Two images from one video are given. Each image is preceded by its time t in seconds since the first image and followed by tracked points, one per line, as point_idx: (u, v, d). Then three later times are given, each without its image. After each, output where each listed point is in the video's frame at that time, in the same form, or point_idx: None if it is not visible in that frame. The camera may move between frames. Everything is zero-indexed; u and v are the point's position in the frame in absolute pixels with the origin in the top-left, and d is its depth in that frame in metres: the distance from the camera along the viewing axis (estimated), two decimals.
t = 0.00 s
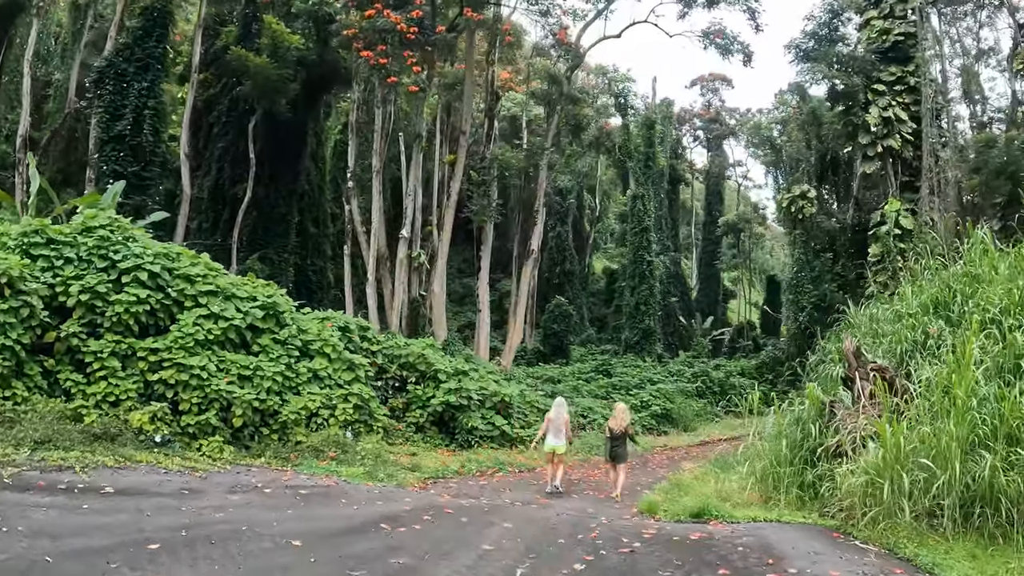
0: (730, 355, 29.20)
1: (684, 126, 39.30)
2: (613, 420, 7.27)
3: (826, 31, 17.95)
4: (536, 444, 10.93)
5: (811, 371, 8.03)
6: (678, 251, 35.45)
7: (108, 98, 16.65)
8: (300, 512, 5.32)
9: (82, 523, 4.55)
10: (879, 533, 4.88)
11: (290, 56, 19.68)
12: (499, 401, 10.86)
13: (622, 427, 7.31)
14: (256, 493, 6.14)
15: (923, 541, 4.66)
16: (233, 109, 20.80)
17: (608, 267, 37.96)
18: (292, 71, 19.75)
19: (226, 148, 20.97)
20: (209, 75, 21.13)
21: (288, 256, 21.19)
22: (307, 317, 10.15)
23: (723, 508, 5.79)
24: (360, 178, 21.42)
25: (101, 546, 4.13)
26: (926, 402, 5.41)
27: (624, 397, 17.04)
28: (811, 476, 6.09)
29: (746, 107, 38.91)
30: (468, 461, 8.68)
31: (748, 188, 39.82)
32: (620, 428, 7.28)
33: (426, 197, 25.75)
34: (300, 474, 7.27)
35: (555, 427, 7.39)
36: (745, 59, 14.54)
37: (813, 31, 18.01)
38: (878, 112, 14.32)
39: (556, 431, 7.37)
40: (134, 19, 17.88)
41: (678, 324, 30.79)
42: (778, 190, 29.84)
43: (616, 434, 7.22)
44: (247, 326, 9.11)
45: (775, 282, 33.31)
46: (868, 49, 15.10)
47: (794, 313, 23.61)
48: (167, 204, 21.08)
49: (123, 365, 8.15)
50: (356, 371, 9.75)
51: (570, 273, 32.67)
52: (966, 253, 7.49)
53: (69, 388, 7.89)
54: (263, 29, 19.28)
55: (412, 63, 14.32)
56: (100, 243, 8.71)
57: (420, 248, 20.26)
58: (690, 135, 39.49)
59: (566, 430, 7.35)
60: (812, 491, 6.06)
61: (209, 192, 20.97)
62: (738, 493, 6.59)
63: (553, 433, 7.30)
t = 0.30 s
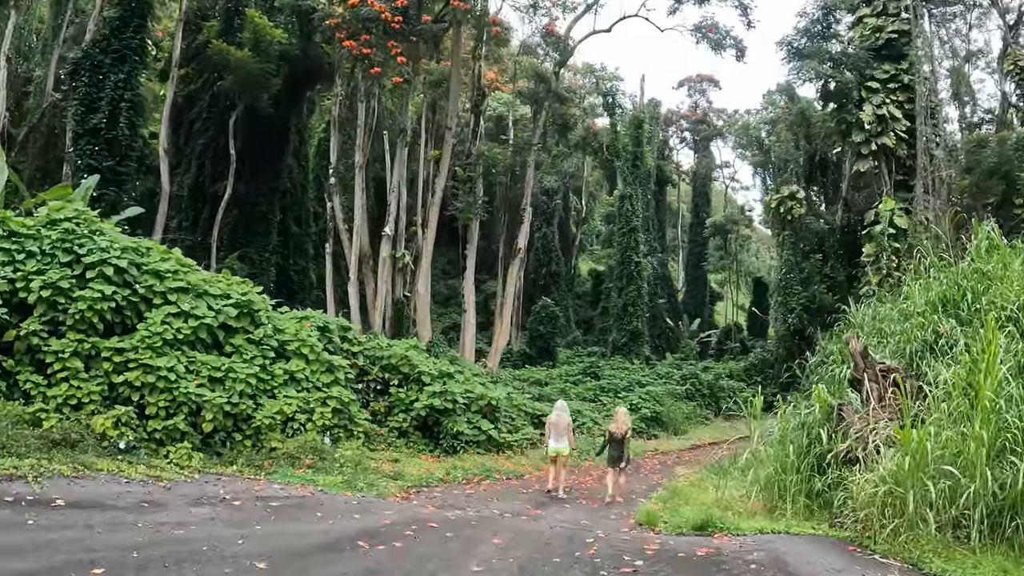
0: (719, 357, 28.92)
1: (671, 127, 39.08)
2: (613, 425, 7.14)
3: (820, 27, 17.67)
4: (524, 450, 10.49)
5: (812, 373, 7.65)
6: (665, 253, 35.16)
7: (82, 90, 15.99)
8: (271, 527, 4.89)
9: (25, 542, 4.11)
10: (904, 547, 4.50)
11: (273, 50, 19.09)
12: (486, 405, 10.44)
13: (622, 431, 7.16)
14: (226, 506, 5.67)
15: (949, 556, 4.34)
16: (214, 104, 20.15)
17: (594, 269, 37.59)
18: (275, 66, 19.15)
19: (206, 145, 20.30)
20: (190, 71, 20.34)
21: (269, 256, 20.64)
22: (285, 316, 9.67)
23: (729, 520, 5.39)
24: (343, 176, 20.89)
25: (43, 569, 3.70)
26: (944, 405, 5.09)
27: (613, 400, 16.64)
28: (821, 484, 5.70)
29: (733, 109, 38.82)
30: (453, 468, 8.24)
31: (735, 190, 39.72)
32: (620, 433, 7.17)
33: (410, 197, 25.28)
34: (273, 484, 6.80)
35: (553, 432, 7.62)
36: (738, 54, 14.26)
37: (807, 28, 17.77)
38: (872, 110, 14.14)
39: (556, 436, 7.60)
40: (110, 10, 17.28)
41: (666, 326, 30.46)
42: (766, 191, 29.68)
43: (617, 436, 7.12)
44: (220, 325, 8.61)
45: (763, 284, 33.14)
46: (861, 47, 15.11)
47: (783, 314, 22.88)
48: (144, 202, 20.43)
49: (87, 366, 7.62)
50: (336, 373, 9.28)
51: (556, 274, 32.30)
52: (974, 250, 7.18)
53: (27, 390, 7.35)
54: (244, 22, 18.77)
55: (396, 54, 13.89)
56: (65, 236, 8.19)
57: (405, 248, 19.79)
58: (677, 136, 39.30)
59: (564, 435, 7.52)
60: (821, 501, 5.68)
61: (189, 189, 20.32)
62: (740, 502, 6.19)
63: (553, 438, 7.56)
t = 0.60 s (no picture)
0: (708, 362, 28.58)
1: (659, 131, 38.81)
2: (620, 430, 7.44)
3: (816, 25, 17.63)
4: (513, 458, 10.05)
5: (822, 378, 7.25)
6: (653, 257, 34.82)
7: (58, 83, 15.36)
8: (242, 552, 4.43)
9: None
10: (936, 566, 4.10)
11: (256, 46, 18.57)
12: (475, 411, 9.97)
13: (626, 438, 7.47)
14: (192, 526, 5.17)
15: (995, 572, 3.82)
16: (196, 102, 19.46)
17: (581, 273, 37.19)
18: (259, 62, 18.76)
19: (188, 143, 19.61)
20: (173, 68, 19.41)
21: (253, 257, 20.04)
22: (265, 318, 9.18)
23: (744, 536, 4.97)
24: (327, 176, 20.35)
25: None
26: (971, 413, 4.72)
27: (603, 405, 16.20)
28: (838, 496, 5.32)
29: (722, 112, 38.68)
30: (440, 479, 7.78)
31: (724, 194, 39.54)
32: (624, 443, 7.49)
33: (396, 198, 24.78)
34: (247, 500, 6.30)
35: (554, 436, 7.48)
36: (734, 50, 13.95)
37: (802, 26, 17.70)
38: (869, 110, 13.90)
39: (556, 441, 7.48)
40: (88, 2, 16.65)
41: (655, 330, 30.08)
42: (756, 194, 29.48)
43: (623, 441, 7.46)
44: (194, 326, 8.09)
45: (751, 288, 32.88)
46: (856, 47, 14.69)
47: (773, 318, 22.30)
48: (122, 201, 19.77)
49: (49, 370, 7.07)
50: (318, 378, 8.78)
51: (543, 277, 31.88)
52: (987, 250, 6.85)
53: None
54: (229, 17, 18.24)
55: (383, 45, 13.47)
56: (29, 230, 7.64)
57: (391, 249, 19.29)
58: (665, 140, 39.05)
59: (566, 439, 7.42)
60: (838, 513, 5.28)
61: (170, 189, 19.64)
62: (751, 514, 5.77)
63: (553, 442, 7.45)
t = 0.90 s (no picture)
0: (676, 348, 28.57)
1: (625, 118, 38.57)
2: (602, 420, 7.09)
3: (788, 8, 17.54)
4: (481, 450, 9.64)
5: (805, 365, 6.96)
6: (620, 244, 34.63)
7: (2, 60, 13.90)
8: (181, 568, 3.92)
9: None
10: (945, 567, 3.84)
11: (213, 26, 17.74)
12: (440, 402, 9.48)
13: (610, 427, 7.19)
14: (127, 537, 4.63)
15: None
16: (152, 85, 18.44)
17: (547, 260, 36.85)
18: (216, 43, 17.87)
19: (144, 127, 18.51)
20: (128, 49, 18.60)
21: (211, 245, 19.02)
22: (217, 307, 8.56)
23: (732, 533, 4.66)
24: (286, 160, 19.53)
25: None
26: (970, 399, 4.47)
27: (571, 393, 15.89)
28: (831, 489, 5.05)
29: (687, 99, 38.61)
30: (404, 475, 7.34)
31: (689, 181, 39.57)
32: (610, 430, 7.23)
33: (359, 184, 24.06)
34: (193, 503, 5.77)
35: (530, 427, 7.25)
36: (705, 31, 13.64)
37: (774, 9, 17.62)
38: (842, 93, 13.85)
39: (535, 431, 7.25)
40: None
41: (622, 318, 29.96)
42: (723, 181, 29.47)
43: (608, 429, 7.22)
44: (138, 315, 7.45)
45: (717, 274, 32.95)
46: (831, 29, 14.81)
47: (741, 305, 22.24)
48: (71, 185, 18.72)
49: None
50: (273, 370, 8.21)
51: (508, 265, 31.46)
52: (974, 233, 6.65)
53: None
54: None
55: (343, 19, 12.85)
56: None
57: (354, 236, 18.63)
58: (631, 127, 38.83)
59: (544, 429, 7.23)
60: (830, 506, 5.03)
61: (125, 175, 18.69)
62: (736, 507, 5.48)
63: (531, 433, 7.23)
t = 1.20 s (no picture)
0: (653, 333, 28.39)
1: (601, 102, 38.01)
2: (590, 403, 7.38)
3: None
4: (456, 437, 9.24)
5: (800, 348, 6.61)
6: (596, 229, 34.26)
7: None
8: None
9: None
10: (970, 560, 3.54)
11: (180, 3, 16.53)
12: (413, 388, 9.00)
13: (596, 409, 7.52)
14: (62, 540, 4.13)
15: None
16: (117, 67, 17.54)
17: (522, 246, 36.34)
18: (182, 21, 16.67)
19: (108, 110, 17.59)
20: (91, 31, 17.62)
21: (178, 232, 18.22)
22: (175, 289, 7.98)
23: (730, 525, 4.31)
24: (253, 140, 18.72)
25: None
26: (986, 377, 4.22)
27: (549, 378, 15.54)
28: (835, 475, 4.73)
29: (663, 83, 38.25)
30: (374, 466, 6.91)
31: (665, 166, 39.32)
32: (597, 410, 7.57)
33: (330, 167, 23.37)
34: (141, 501, 5.25)
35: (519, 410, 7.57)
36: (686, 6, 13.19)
37: None
38: (824, 71, 13.55)
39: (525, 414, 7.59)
40: None
41: (599, 303, 29.66)
42: (699, 165, 29.20)
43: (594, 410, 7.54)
44: (86, 297, 6.85)
45: (693, 258, 32.80)
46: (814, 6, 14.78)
47: (719, 289, 22.06)
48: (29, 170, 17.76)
49: None
50: (234, 356, 7.67)
51: (483, 250, 30.92)
52: (972, 207, 6.37)
53: None
54: None
55: None
56: None
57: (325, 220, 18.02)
58: (606, 111, 38.34)
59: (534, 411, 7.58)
60: (833, 494, 4.71)
61: (90, 159, 17.74)
62: (732, 497, 5.15)
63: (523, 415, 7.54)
